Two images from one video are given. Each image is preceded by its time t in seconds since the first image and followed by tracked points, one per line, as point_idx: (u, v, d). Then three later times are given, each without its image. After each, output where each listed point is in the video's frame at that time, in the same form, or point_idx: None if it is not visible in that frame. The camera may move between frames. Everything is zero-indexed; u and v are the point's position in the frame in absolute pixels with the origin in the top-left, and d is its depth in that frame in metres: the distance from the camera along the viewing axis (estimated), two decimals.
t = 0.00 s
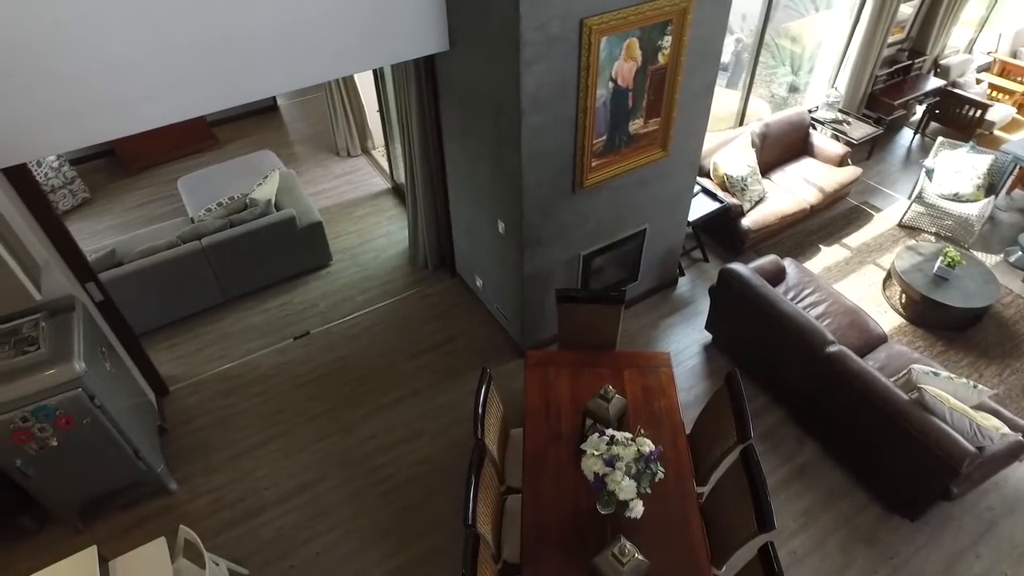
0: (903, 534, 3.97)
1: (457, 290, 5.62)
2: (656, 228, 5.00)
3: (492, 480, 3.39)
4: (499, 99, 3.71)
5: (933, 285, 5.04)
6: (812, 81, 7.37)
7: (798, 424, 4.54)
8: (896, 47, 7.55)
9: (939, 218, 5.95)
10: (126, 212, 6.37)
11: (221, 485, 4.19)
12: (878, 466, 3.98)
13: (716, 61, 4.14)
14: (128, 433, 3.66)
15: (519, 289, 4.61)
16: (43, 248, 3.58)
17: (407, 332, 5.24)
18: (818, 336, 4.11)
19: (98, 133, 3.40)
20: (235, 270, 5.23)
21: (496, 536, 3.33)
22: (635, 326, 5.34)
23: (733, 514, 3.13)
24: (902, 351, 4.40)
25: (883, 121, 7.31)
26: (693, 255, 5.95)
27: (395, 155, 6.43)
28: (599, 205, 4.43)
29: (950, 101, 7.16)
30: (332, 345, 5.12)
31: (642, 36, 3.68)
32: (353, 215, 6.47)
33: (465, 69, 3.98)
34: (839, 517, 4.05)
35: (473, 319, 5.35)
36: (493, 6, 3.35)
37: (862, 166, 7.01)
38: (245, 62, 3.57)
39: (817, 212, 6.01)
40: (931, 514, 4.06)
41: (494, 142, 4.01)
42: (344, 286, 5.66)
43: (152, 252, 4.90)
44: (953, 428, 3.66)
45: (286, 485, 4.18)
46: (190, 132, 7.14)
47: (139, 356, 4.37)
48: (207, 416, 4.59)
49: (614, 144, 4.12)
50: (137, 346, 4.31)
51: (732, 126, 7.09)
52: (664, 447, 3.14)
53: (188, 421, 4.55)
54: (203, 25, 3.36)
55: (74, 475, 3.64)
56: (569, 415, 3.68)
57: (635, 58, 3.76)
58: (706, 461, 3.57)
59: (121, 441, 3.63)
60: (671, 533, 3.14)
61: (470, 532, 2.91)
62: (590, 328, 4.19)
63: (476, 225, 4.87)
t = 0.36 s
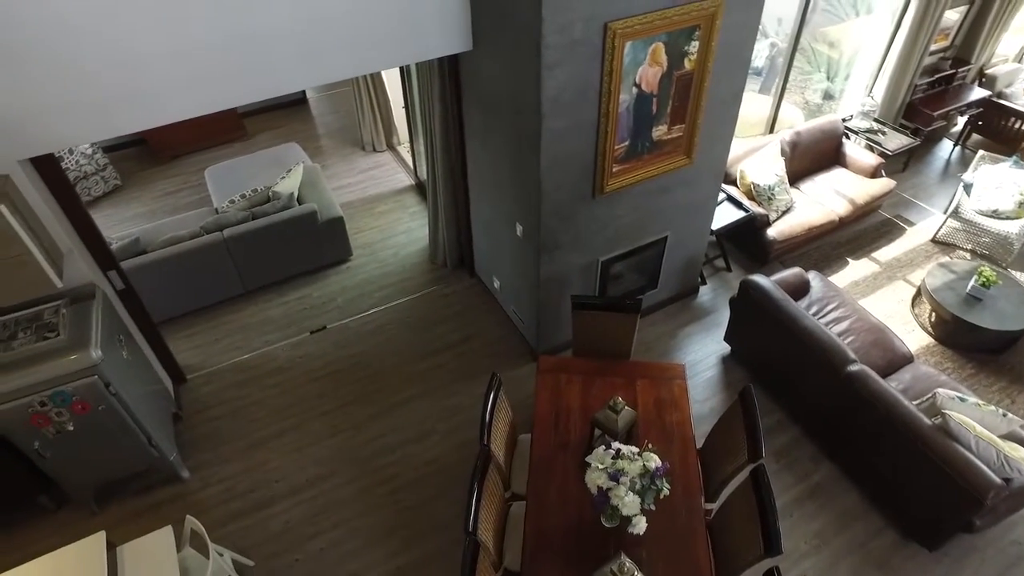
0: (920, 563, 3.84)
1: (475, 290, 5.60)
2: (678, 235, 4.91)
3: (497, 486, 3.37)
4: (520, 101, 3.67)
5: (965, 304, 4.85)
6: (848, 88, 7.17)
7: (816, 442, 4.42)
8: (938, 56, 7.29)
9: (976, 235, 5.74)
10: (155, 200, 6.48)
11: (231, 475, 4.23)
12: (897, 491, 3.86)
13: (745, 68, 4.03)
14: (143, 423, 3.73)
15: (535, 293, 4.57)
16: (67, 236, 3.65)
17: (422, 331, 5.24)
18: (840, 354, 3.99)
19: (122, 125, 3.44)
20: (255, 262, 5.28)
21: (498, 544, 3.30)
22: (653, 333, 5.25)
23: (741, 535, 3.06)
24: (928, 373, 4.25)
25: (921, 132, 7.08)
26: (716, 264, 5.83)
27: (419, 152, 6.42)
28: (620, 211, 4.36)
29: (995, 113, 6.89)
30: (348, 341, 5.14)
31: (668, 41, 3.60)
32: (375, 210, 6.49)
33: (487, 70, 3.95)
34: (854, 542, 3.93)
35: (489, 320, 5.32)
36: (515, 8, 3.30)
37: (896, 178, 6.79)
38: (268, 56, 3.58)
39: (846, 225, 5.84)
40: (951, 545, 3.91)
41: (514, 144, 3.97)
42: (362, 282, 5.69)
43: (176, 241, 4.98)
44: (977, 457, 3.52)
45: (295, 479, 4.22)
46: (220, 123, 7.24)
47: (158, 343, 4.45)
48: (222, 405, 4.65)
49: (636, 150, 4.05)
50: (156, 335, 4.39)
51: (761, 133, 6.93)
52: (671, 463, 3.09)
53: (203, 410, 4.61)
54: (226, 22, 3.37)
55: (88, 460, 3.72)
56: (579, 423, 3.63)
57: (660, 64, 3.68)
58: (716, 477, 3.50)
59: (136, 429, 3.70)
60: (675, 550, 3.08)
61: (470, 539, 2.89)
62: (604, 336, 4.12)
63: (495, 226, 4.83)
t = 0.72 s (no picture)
0: None
1: (486, 290, 5.58)
2: (692, 242, 4.83)
3: (496, 491, 3.35)
4: (533, 103, 3.63)
5: (989, 323, 4.69)
6: (876, 95, 6.99)
7: (826, 459, 4.32)
8: (973, 63, 7.06)
9: (1004, 251, 5.52)
10: (175, 191, 6.57)
11: (237, 468, 4.28)
12: (907, 514, 3.75)
13: (765, 74, 3.94)
14: (149, 413, 3.77)
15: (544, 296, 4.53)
16: (81, 228, 3.71)
17: (431, 330, 5.24)
18: (853, 370, 3.89)
19: (136, 119, 3.47)
20: (269, 256, 5.32)
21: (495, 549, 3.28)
22: (664, 340, 5.18)
23: (741, 553, 3.00)
24: (945, 393, 4.13)
25: (951, 142, 6.88)
26: (732, 272, 5.74)
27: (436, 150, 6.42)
28: (633, 217, 4.30)
29: None
30: (357, 338, 5.16)
31: (685, 45, 3.54)
32: (391, 207, 6.50)
33: (502, 71, 3.91)
34: (861, 563, 3.83)
35: (498, 322, 5.29)
36: (529, 9, 3.27)
37: (923, 189, 6.61)
38: (282, 54, 3.59)
39: (867, 236, 5.70)
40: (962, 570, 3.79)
41: (527, 146, 3.93)
42: (374, 279, 5.70)
43: (191, 234, 5.04)
44: (993, 482, 3.40)
45: (300, 473, 4.25)
46: (241, 116, 7.31)
47: (169, 333, 4.51)
48: (231, 398, 4.69)
49: (650, 156, 3.99)
50: (167, 326, 4.44)
51: (784, 138, 6.80)
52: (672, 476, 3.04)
53: (213, 401, 4.66)
54: (240, 19, 3.39)
55: (96, 448, 3.77)
56: (581, 431, 3.59)
57: (676, 69, 3.62)
58: (719, 491, 3.44)
59: (142, 419, 3.74)
60: (673, 566, 3.03)
61: (466, 545, 2.88)
62: (612, 343, 4.07)
63: (507, 228, 4.80)
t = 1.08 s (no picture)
0: None
1: (497, 291, 5.55)
2: (707, 250, 4.74)
3: (493, 496, 3.32)
4: (545, 106, 3.59)
5: (1013, 343, 4.52)
6: (905, 104, 6.82)
7: (836, 477, 4.22)
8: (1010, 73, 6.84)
9: None
10: (196, 182, 6.66)
11: (242, 459, 4.32)
12: (918, 538, 3.64)
13: (785, 80, 3.85)
14: (156, 400, 3.81)
15: (553, 300, 4.49)
16: (97, 218, 3.77)
17: (441, 329, 5.23)
18: (866, 388, 3.79)
19: (151, 111, 3.51)
20: (282, 250, 5.36)
21: (490, 555, 3.25)
22: (675, 348, 5.10)
23: (739, 571, 2.94)
24: (962, 414, 4.00)
25: (983, 154, 6.67)
26: (748, 281, 5.63)
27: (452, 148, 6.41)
28: (645, 223, 4.23)
29: None
30: (366, 334, 5.17)
31: (702, 50, 3.47)
32: (407, 205, 6.51)
33: (516, 72, 3.88)
34: None
35: (508, 323, 5.26)
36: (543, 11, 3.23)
37: (951, 202, 6.42)
38: (296, 49, 3.59)
39: (890, 248, 5.55)
40: None
41: (538, 149, 3.89)
42: (387, 276, 5.71)
43: (207, 225, 5.10)
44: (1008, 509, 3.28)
45: (302, 468, 4.27)
46: (264, 109, 7.39)
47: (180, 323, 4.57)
48: (239, 389, 4.74)
49: (664, 162, 3.92)
50: (179, 316, 4.50)
51: (808, 145, 6.66)
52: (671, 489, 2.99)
53: (221, 392, 4.72)
54: (255, 14, 3.40)
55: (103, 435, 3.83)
56: (582, 439, 3.55)
57: (693, 74, 3.55)
58: (721, 506, 3.37)
59: (148, 407, 3.77)
60: None
61: (458, 550, 2.86)
62: (618, 350, 4.01)
63: (518, 229, 4.76)
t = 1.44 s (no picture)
0: None
1: (505, 292, 5.54)
2: (718, 259, 4.66)
3: (485, 500, 3.31)
4: (553, 109, 3.56)
5: None
6: (934, 114, 6.62)
7: (840, 496, 4.12)
8: None
9: None
10: (215, 173, 6.76)
11: (244, 450, 4.37)
12: (922, 565, 3.53)
13: (802, 89, 3.76)
14: (160, 389, 3.87)
15: (559, 305, 4.45)
16: (109, 208, 3.85)
17: (447, 328, 5.23)
18: (874, 407, 3.69)
19: (164, 104, 3.55)
20: (294, 244, 5.41)
21: (479, 559, 3.24)
22: (682, 357, 5.03)
23: None
24: (975, 438, 3.87)
25: (1014, 168, 6.45)
26: (761, 291, 5.53)
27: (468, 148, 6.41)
28: (654, 230, 4.17)
29: None
30: (373, 331, 5.20)
31: (714, 56, 3.41)
32: (421, 202, 6.53)
33: (526, 73, 3.84)
34: None
35: (515, 325, 5.24)
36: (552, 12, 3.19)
37: (979, 217, 6.22)
38: (308, 46, 3.61)
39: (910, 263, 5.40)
40: None
41: (546, 152, 3.86)
42: (397, 273, 5.73)
43: (221, 217, 5.17)
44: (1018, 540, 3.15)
45: (302, 462, 4.31)
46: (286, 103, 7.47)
47: (190, 313, 4.65)
48: (246, 381, 4.80)
49: (674, 168, 3.86)
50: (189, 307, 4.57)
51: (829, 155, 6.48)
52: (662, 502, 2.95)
53: (228, 383, 4.78)
54: (266, 10, 3.41)
55: (109, 421, 3.91)
56: (578, 446, 3.51)
57: (704, 80, 3.50)
58: (716, 521, 3.31)
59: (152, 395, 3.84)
60: None
61: (444, 553, 2.85)
62: (621, 358, 3.96)
63: (527, 232, 4.73)
